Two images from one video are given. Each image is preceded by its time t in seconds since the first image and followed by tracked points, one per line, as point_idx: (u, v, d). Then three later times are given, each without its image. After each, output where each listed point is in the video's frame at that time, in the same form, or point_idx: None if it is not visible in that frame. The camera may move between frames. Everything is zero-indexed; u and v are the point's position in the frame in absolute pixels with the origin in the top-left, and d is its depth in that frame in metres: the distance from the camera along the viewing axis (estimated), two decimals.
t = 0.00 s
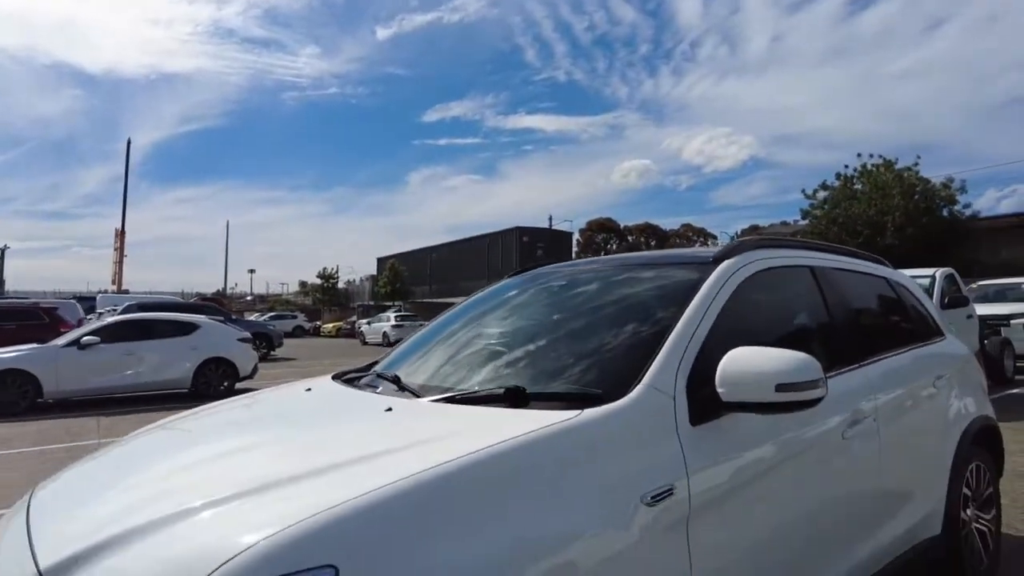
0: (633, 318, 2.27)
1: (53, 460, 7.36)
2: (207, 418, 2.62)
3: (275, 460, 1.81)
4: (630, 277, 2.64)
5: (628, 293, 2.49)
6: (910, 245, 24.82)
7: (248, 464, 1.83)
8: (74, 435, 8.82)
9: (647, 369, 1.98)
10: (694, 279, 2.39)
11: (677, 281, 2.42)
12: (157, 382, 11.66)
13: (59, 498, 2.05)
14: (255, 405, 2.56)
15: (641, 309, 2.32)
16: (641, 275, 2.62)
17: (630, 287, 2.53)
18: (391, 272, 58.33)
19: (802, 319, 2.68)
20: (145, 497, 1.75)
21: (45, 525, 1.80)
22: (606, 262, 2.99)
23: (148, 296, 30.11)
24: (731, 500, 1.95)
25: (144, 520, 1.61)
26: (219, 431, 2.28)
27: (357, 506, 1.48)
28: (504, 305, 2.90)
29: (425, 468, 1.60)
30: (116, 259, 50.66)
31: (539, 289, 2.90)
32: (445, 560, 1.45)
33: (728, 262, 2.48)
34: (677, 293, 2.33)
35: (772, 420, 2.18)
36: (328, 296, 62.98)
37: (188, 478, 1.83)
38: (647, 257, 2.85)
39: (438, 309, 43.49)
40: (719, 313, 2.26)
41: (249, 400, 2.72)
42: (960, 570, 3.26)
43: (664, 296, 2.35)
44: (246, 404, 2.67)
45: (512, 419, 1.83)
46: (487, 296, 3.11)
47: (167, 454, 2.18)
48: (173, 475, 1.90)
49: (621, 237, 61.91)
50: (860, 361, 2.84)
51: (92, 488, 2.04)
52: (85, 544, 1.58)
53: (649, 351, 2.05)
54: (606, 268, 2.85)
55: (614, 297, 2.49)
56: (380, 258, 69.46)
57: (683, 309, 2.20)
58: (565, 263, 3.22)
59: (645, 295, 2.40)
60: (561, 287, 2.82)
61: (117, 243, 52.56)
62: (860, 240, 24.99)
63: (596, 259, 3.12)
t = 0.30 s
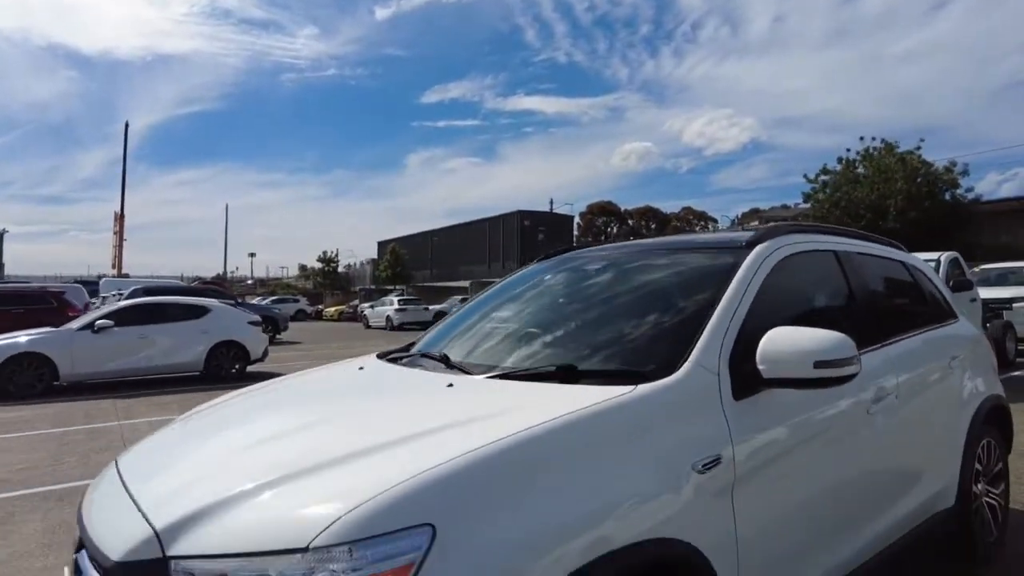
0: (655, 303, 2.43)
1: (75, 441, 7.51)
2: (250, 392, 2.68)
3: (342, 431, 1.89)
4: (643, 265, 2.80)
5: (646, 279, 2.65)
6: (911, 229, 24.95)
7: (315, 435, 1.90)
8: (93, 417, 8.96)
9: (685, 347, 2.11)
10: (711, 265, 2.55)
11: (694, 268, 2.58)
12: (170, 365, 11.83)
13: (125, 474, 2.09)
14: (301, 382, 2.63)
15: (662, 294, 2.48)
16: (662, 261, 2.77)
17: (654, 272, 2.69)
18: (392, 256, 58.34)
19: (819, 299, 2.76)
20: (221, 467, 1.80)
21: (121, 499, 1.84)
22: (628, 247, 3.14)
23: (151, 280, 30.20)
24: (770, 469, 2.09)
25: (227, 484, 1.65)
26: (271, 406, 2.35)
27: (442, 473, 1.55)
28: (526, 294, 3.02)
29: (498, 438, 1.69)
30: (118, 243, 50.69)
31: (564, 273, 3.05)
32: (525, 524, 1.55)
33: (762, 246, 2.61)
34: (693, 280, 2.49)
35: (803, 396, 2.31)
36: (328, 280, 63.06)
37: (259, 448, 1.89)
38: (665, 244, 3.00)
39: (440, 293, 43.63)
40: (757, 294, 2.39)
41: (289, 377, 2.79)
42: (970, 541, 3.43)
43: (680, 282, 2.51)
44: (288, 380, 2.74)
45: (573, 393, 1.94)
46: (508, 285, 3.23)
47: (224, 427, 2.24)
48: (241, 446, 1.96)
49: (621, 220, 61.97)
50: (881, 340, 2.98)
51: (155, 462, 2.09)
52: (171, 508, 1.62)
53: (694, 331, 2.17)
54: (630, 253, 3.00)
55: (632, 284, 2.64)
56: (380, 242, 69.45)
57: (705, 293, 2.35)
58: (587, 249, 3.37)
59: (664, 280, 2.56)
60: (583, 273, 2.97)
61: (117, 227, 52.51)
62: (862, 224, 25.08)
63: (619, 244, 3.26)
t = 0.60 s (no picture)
0: (674, 291, 2.60)
1: (81, 431, 7.54)
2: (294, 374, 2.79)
3: (405, 407, 2.01)
4: (648, 259, 3.02)
5: (655, 272, 2.85)
6: (897, 221, 25.30)
7: (381, 411, 2.01)
8: (95, 407, 8.98)
9: (713, 331, 2.28)
10: (718, 258, 2.74)
11: (719, 257, 2.74)
12: (168, 354, 11.85)
13: (194, 452, 2.18)
14: (344, 364, 2.75)
15: (673, 284, 2.67)
16: (672, 254, 2.97)
17: (665, 264, 2.89)
18: (381, 247, 58.22)
19: (832, 283, 2.85)
20: (297, 441, 1.90)
21: (201, 473, 1.94)
22: (642, 240, 3.32)
23: (138, 270, 29.97)
24: (801, 443, 2.24)
25: (311, 455, 1.75)
26: (323, 385, 2.46)
27: (522, 442, 1.64)
28: (546, 287, 3.19)
29: (566, 410, 1.79)
30: (101, 233, 50.13)
31: (579, 267, 3.25)
32: (599, 490, 1.65)
33: (789, 235, 2.76)
34: (699, 272, 2.69)
35: (829, 376, 2.46)
36: (316, 271, 62.84)
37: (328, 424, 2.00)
38: (672, 237, 3.21)
39: (429, 284, 43.64)
40: (786, 282, 2.54)
41: (329, 360, 2.90)
42: (969, 516, 3.62)
43: (688, 275, 2.71)
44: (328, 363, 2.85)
45: (627, 371, 2.07)
46: (527, 279, 3.40)
47: (281, 405, 2.34)
48: (308, 422, 2.06)
49: (610, 212, 62.16)
50: (893, 326, 3.14)
51: (222, 439, 2.19)
52: (260, 479, 1.71)
53: (733, 315, 2.31)
54: (645, 246, 3.18)
55: (643, 276, 2.84)
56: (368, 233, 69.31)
57: (718, 283, 2.54)
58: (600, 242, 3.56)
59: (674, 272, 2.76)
60: (597, 267, 3.16)
61: (100, 217, 51.90)
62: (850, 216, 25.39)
63: (634, 237, 3.43)
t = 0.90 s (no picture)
0: (682, 283, 2.78)
1: (73, 419, 7.55)
2: (319, 359, 2.90)
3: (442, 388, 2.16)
4: (643, 253, 3.22)
5: (650, 265, 3.06)
6: (871, 212, 25.87)
7: (419, 393, 2.14)
8: (83, 395, 8.97)
9: (719, 318, 2.47)
10: (710, 251, 2.95)
11: (727, 249, 2.93)
12: (153, 343, 11.81)
13: (237, 432, 2.29)
14: (368, 349, 2.86)
15: (667, 277, 2.88)
16: (666, 248, 3.17)
17: (659, 258, 3.08)
18: (358, 234, 57.90)
19: (828, 277, 3.02)
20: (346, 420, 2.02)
21: (253, 450, 2.04)
22: (639, 235, 3.50)
23: (112, 257, 29.54)
24: (805, 422, 2.43)
25: (366, 432, 1.87)
26: (354, 369, 2.58)
27: (568, 419, 1.78)
28: (545, 282, 3.38)
29: (605, 391, 1.93)
30: (70, 219, 49.13)
31: (577, 262, 3.45)
32: (637, 463, 1.80)
33: (791, 229, 2.95)
34: (692, 265, 2.89)
35: (829, 360, 2.66)
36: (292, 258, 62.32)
37: (373, 404, 2.13)
38: (665, 232, 3.41)
39: (409, 272, 43.59)
40: (790, 274, 2.73)
41: (351, 346, 3.02)
42: (947, 492, 3.86)
43: (681, 268, 2.92)
44: (351, 349, 2.96)
45: (649, 355, 2.23)
46: (526, 277, 3.58)
47: (318, 388, 2.45)
48: (352, 403, 2.19)
49: (587, 200, 62.44)
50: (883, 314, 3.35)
51: (264, 419, 2.30)
52: (321, 454, 1.83)
53: (745, 303, 2.49)
54: (642, 241, 3.37)
55: (639, 269, 3.04)
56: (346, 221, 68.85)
57: (713, 275, 2.74)
58: (596, 238, 3.75)
59: (667, 266, 2.97)
60: (593, 262, 3.36)
61: (68, 202, 50.77)
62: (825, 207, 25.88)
63: (631, 231, 3.61)
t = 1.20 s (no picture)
0: (680, 275, 3.05)
1: (73, 412, 7.65)
2: (344, 346, 3.07)
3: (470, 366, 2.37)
4: (633, 250, 3.49)
5: (641, 262, 3.33)
6: (849, 208, 26.41)
7: (450, 370, 2.36)
8: (80, 389, 9.05)
9: (717, 306, 2.72)
10: (698, 248, 3.22)
11: (727, 242, 3.18)
12: (145, 338, 11.87)
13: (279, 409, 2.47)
14: (390, 336, 3.05)
15: (662, 270, 3.15)
16: (658, 245, 3.43)
17: (651, 255, 3.36)
18: (341, 230, 57.75)
19: (818, 267, 3.26)
20: (389, 395, 2.22)
21: (302, 423, 2.22)
22: (634, 232, 3.75)
23: (93, 252, 29.24)
24: (800, 398, 2.68)
25: (411, 405, 2.07)
26: (382, 352, 2.78)
27: (597, 390, 1.98)
28: (542, 281, 3.65)
29: (630, 366, 2.15)
30: (46, 213, 48.39)
31: (570, 261, 3.73)
32: (661, 429, 2.02)
33: (787, 222, 3.21)
34: (681, 260, 3.17)
35: (821, 342, 2.91)
36: (274, 254, 61.98)
37: (412, 381, 2.33)
38: (657, 229, 3.67)
39: (393, 267, 43.62)
40: (786, 265, 2.98)
41: (372, 333, 3.21)
42: (925, 469, 4.14)
43: (670, 263, 3.19)
44: (374, 336, 3.15)
45: (661, 337, 2.45)
46: (522, 276, 3.84)
47: (354, 368, 2.65)
48: (391, 379, 2.39)
49: (570, 196, 62.79)
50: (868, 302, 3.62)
51: (304, 397, 2.48)
52: (373, 423, 2.02)
53: (746, 292, 2.75)
54: (637, 238, 3.63)
55: (631, 265, 3.31)
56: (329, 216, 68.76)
57: (703, 269, 3.01)
58: (590, 236, 4.02)
59: (656, 262, 3.24)
60: (588, 259, 3.64)
61: (42, 196, 49.88)
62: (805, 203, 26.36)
63: (628, 228, 3.86)
